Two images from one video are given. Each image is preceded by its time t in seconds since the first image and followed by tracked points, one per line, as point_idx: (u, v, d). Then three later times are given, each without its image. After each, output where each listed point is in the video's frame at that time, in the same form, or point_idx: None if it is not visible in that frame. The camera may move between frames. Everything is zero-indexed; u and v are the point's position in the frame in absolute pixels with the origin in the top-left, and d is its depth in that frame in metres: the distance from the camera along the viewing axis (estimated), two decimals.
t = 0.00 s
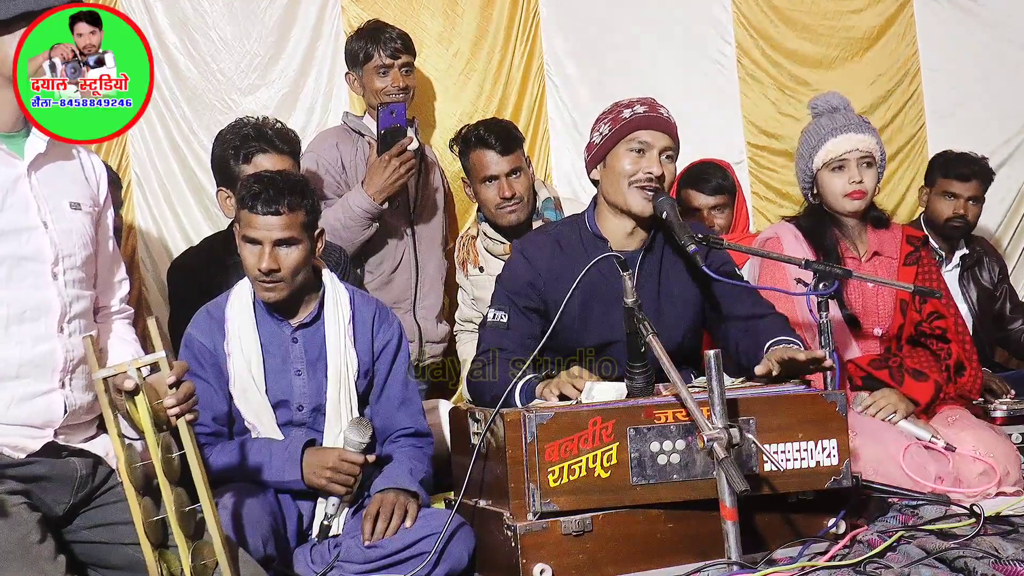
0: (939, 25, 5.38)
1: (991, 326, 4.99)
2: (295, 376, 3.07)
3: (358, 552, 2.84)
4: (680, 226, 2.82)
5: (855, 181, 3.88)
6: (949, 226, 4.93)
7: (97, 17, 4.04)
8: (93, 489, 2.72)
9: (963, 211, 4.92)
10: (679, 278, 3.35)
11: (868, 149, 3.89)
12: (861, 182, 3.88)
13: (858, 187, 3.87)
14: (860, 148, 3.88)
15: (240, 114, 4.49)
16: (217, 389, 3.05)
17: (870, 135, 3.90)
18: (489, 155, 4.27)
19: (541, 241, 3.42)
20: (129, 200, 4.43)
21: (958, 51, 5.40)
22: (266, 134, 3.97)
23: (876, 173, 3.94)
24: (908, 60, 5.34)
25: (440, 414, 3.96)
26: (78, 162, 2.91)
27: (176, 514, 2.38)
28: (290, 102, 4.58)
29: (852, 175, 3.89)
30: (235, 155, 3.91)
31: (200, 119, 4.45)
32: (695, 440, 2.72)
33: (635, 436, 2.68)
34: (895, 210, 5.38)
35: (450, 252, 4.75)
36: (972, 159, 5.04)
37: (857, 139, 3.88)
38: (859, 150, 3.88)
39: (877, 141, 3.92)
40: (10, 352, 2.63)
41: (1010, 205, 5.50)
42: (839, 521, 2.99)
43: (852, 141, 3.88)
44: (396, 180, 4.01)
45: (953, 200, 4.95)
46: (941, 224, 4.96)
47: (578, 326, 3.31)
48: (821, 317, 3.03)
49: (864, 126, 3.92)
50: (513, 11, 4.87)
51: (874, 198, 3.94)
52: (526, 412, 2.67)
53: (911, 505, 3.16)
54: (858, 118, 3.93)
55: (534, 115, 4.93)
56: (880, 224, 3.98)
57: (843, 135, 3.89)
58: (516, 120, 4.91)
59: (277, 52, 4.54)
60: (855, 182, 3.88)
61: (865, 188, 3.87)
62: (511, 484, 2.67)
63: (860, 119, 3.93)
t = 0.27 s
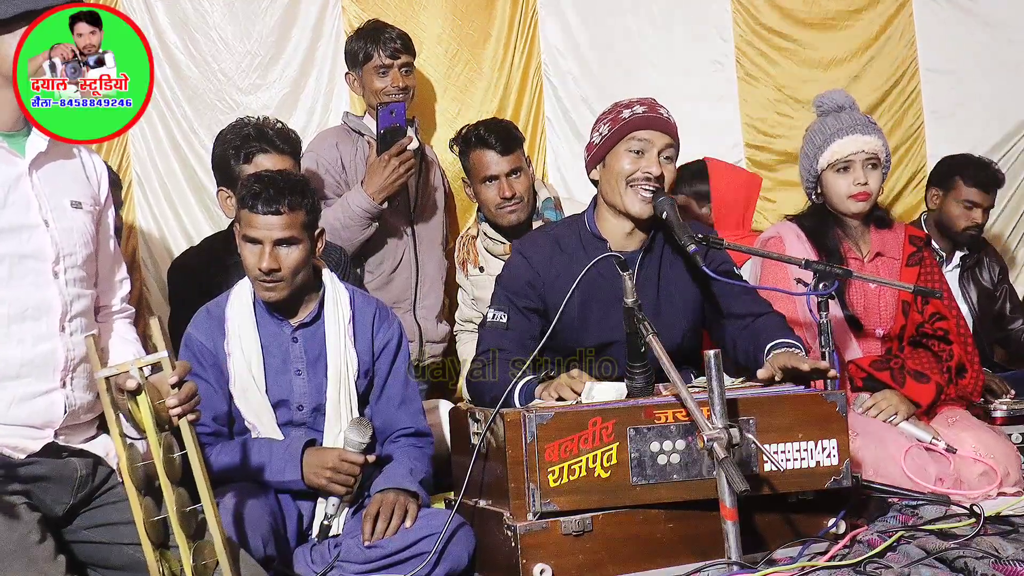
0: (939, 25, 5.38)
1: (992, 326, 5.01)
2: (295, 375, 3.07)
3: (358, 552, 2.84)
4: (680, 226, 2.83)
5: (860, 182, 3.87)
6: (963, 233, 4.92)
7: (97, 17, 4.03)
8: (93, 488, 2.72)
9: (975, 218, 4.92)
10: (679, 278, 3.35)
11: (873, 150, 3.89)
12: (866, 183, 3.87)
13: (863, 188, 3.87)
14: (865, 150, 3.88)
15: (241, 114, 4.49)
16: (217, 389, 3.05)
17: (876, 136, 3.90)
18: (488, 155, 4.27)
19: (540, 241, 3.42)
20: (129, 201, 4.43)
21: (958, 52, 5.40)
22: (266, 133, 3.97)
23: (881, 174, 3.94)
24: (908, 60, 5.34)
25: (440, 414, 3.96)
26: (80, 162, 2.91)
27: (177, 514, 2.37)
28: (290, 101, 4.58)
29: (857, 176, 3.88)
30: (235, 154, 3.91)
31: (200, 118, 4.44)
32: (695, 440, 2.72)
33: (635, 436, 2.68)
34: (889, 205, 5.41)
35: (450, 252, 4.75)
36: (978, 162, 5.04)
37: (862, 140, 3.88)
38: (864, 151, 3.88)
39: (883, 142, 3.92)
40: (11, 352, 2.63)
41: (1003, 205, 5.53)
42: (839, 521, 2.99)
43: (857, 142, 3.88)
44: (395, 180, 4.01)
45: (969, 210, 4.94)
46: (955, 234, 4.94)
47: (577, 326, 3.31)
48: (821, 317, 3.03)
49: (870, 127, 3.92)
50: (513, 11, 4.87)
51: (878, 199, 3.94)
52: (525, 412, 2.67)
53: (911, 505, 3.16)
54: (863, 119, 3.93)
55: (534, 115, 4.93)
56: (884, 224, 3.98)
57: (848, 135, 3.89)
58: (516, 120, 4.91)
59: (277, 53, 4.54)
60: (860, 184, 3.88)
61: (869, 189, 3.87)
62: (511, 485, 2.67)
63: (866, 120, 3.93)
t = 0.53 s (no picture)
0: (940, 25, 5.38)
1: (991, 326, 4.99)
2: (295, 375, 3.07)
3: (358, 551, 2.84)
4: (680, 226, 2.83)
5: (859, 184, 3.89)
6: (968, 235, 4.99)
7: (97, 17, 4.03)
8: (93, 488, 2.72)
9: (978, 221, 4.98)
10: (679, 278, 3.36)
11: (873, 152, 3.90)
12: (865, 185, 3.89)
13: (861, 190, 3.89)
14: (864, 151, 3.89)
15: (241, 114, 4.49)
16: (218, 389, 3.05)
17: (877, 137, 3.90)
18: (488, 155, 4.27)
19: (540, 241, 3.42)
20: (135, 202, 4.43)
21: (958, 52, 5.40)
22: (267, 133, 3.97)
23: (881, 175, 3.95)
24: (907, 60, 5.34)
25: (440, 414, 3.96)
26: (82, 162, 2.91)
27: (179, 514, 2.37)
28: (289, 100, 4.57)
29: (856, 178, 3.90)
30: (236, 154, 3.90)
31: (201, 118, 4.44)
32: (695, 440, 2.72)
33: (635, 436, 2.68)
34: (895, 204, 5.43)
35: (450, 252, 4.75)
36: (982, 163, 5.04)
37: (861, 141, 3.89)
38: (863, 152, 3.89)
39: (884, 143, 3.92)
40: (11, 352, 2.63)
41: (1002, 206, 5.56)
42: (839, 521, 2.99)
43: (856, 143, 3.88)
44: (396, 180, 4.01)
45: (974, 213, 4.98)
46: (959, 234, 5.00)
47: (577, 326, 3.31)
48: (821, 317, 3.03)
49: (871, 128, 3.92)
50: (513, 11, 4.87)
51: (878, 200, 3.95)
52: (525, 412, 2.67)
53: (911, 505, 3.16)
54: (868, 120, 3.93)
55: (533, 115, 4.94)
56: (887, 224, 3.97)
57: (847, 136, 3.90)
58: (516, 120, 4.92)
59: (277, 52, 4.54)
60: (858, 185, 3.90)
61: (868, 191, 3.89)
62: (510, 485, 2.67)
63: (868, 120, 3.93)
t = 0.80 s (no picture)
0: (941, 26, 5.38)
1: (991, 326, 4.99)
2: (295, 376, 3.07)
3: (358, 551, 2.84)
4: (680, 226, 2.83)
5: (837, 185, 3.87)
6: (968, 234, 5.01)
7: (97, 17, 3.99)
8: (93, 488, 2.73)
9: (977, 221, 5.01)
10: (679, 278, 3.35)
11: (854, 153, 3.84)
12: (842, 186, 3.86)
13: (840, 191, 3.87)
14: (844, 152, 3.85)
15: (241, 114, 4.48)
16: (218, 389, 3.05)
17: (860, 139, 3.83)
18: (488, 155, 4.27)
19: (540, 241, 3.42)
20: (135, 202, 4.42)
21: (959, 52, 5.40)
22: (268, 133, 3.98)
23: (868, 177, 3.88)
24: (907, 60, 5.33)
25: (440, 414, 3.96)
26: (82, 164, 2.92)
27: (180, 514, 2.37)
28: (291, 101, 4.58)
29: (835, 178, 3.88)
30: (236, 154, 3.90)
31: (201, 118, 4.44)
32: (695, 440, 2.71)
33: (635, 436, 2.68)
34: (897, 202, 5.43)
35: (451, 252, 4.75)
36: (980, 163, 5.03)
37: (841, 142, 3.85)
38: (842, 153, 3.85)
39: (871, 145, 3.83)
40: (11, 352, 2.62)
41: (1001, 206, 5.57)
42: (839, 521, 2.99)
43: (835, 144, 3.86)
44: (396, 179, 4.01)
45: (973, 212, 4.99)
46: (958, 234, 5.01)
47: (578, 326, 3.31)
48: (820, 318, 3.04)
49: (857, 129, 3.84)
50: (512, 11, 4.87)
51: (866, 202, 3.89)
52: (526, 412, 2.67)
53: (911, 505, 3.16)
54: (858, 121, 3.85)
55: (533, 115, 4.96)
56: (887, 225, 3.95)
57: (827, 137, 3.88)
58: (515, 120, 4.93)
59: (278, 52, 4.53)
60: (837, 186, 3.88)
61: (846, 192, 3.86)
62: (511, 485, 2.67)
63: (856, 121, 3.86)
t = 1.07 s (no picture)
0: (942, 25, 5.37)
1: (990, 325, 5.01)
2: (295, 376, 3.07)
3: (358, 551, 2.84)
4: (680, 226, 2.84)
5: (830, 185, 3.88)
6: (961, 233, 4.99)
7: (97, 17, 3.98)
8: (93, 488, 2.73)
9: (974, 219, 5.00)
10: (679, 278, 3.36)
11: (846, 153, 3.83)
12: (835, 186, 3.87)
13: (833, 190, 3.87)
14: (837, 151, 3.85)
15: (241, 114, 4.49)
16: (219, 389, 3.05)
17: (852, 138, 3.82)
18: (488, 156, 4.28)
19: (540, 241, 3.42)
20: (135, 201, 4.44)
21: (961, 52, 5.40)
22: (268, 133, 3.98)
23: (863, 175, 3.86)
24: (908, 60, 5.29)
25: (440, 414, 3.96)
26: (83, 165, 2.92)
27: (179, 514, 2.37)
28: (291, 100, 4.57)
29: (829, 178, 3.89)
30: (237, 154, 3.90)
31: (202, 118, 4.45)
32: (695, 440, 2.72)
33: (635, 436, 2.68)
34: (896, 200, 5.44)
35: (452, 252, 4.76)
36: (977, 162, 5.02)
37: (833, 142, 3.85)
38: (834, 153, 3.85)
39: (863, 144, 3.81)
40: (11, 352, 2.62)
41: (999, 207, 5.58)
42: (839, 521, 2.99)
43: (827, 144, 3.86)
44: (397, 179, 4.01)
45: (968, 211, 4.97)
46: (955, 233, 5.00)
47: (578, 326, 3.31)
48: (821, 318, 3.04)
49: (850, 129, 3.83)
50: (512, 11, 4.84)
51: (860, 201, 3.88)
52: (526, 412, 2.67)
53: (911, 505, 3.16)
54: (850, 122, 3.84)
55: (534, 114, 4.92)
56: (886, 226, 3.96)
57: (821, 137, 3.89)
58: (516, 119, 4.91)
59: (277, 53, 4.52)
60: (830, 185, 3.88)
61: (839, 191, 3.86)
62: (511, 485, 2.67)
63: (849, 120, 3.84)
